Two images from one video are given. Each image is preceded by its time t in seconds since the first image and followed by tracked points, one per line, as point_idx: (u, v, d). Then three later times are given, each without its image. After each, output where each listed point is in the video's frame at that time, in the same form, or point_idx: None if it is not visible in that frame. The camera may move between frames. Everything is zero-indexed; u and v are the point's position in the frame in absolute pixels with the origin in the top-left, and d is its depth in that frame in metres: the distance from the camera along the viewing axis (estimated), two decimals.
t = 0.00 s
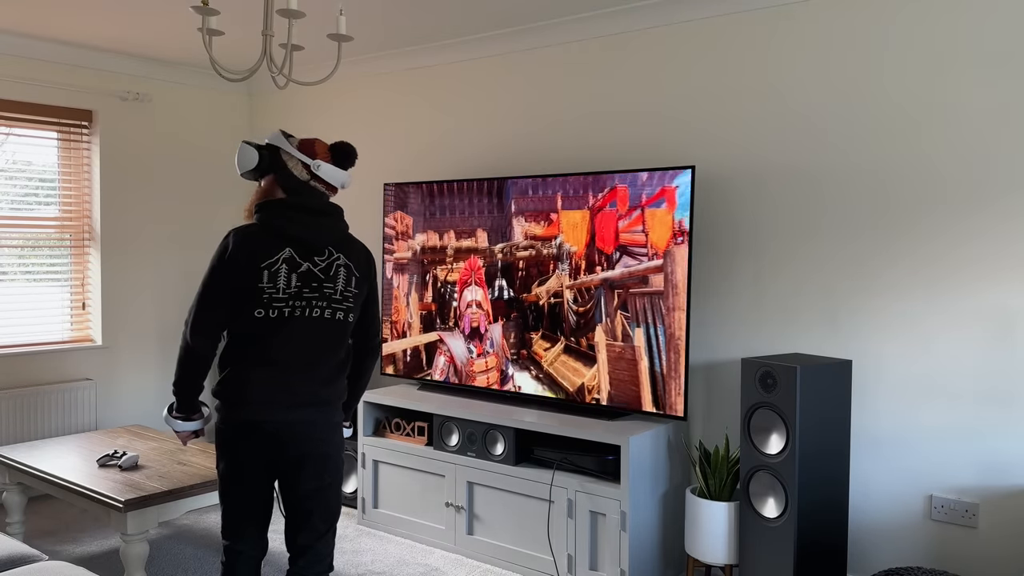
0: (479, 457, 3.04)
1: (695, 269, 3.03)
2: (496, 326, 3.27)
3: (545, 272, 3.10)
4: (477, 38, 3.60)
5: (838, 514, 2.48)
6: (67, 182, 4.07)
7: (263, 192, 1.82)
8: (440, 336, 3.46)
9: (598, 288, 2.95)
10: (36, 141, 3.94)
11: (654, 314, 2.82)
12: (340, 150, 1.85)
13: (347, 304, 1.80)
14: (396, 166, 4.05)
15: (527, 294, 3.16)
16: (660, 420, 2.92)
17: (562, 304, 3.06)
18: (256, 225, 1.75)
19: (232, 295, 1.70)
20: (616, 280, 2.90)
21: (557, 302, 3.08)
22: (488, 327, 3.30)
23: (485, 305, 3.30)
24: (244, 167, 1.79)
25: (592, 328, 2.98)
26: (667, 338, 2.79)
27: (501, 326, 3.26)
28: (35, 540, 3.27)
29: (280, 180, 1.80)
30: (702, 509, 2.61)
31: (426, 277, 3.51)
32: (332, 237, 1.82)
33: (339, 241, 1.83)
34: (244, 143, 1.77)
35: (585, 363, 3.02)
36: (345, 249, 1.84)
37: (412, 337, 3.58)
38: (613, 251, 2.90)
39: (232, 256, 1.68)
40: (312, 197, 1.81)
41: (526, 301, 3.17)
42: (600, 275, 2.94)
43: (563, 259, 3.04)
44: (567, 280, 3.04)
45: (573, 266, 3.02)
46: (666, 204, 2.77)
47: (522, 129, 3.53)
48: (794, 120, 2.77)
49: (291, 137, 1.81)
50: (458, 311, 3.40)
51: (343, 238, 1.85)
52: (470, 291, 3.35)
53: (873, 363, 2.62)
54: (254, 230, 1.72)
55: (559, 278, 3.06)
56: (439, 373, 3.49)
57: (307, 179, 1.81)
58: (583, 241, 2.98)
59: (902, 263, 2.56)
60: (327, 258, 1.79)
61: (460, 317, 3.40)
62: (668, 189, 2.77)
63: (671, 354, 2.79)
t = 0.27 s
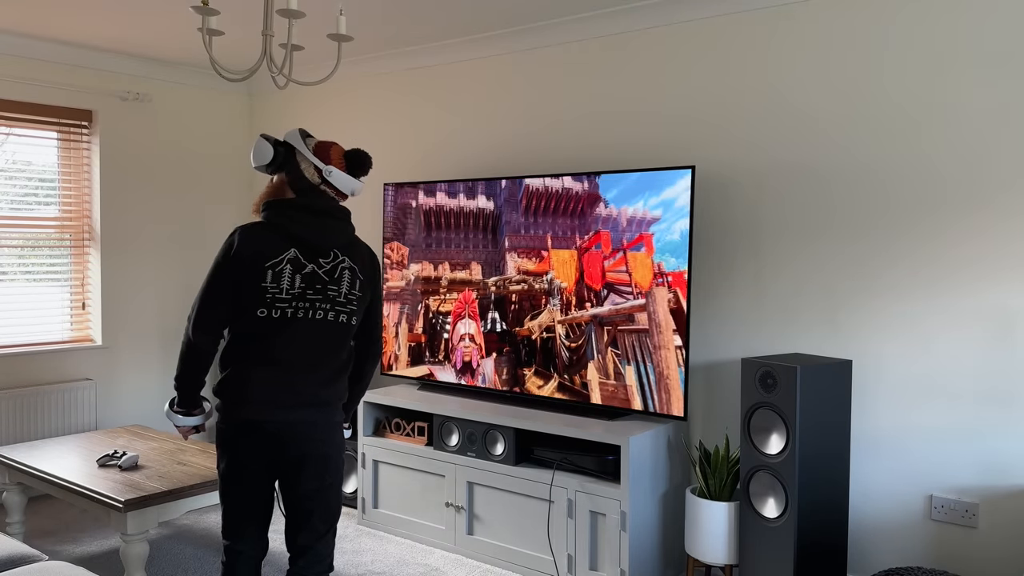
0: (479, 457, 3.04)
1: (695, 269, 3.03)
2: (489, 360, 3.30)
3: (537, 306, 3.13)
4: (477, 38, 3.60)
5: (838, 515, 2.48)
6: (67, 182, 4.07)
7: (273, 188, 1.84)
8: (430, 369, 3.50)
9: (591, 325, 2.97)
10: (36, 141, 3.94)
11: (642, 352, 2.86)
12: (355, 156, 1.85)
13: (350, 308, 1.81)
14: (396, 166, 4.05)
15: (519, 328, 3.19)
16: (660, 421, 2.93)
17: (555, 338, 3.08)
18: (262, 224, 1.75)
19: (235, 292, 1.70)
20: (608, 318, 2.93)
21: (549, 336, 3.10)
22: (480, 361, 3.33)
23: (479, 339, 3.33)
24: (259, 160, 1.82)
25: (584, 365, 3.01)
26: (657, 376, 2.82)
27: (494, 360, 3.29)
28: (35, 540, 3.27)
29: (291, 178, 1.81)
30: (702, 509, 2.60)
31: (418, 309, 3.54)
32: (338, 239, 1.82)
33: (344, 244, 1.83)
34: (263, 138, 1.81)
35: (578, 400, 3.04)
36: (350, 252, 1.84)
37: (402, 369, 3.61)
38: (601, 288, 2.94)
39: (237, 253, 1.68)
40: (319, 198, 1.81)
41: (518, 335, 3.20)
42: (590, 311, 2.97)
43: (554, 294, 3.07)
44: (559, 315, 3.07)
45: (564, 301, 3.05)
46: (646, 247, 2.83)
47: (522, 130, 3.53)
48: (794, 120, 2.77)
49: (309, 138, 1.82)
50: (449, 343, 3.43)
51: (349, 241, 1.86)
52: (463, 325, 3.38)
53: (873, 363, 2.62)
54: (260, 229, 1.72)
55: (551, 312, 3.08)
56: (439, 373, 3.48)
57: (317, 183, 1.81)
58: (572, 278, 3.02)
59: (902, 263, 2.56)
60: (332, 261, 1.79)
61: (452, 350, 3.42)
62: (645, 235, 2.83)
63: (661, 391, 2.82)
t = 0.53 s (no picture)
0: (479, 457, 3.04)
1: (695, 269, 3.03)
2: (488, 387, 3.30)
3: (537, 331, 3.14)
4: (477, 38, 3.59)
5: (838, 515, 2.48)
6: (67, 182, 4.07)
7: (284, 186, 1.82)
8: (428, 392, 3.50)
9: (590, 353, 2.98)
10: (36, 141, 3.94)
11: (643, 381, 2.86)
12: (368, 161, 1.85)
13: (355, 312, 1.81)
14: (396, 166, 4.05)
15: (519, 353, 3.20)
16: (660, 421, 2.93)
17: (554, 364, 3.09)
18: (269, 224, 1.75)
19: (240, 291, 1.70)
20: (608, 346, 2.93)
21: (548, 362, 3.11)
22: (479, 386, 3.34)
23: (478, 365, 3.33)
24: (272, 158, 1.79)
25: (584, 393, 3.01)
26: (659, 407, 2.82)
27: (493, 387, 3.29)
28: (34, 540, 3.27)
29: (303, 178, 1.80)
30: (702, 509, 2.60)
31: (416, 330, 3.55)
32: (345, 242, 1.83)
33: (351, 248, 1.84)
34: (278, 136, 1.77)
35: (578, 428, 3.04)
36: (357, 256, 1.84)
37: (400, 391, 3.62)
38: (600, 314, 2.95)
39: (243, 251, 1.69)
40: (327, 201, 1.80)
41: (518, 361, 3.21)
42: (589, 337, 2.98)
43: (553, 319, 3.08)
44: (558, 340, 3.08)
45: (564, 326, 3.06)
46: (642, 275, 2.85)
47: (522, 130, 3.53)
48: (794, 120, 2.77)
49: (324, 139, 1.81)
50: (448, 367, 3.43)
51: (356, 245, 1.87)
52: (462, 349, 3.38)
53: (874, 363, 2.61)
54: (268, 228, 1.73)
55: (550, 337, 3.09)
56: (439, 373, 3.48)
57: (328, 186, 1.80)
58: (572, 303, 3.03)
59: (902, 262, 2.56)
60: (338, 264, 1.80)
61: (450, 374, 3.43)
62: (641, 263, 2.85)
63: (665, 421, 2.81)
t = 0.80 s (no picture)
0: (479, 457, 3.04)
1: (695, 269, 3.03)
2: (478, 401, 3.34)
3: (527, 346, 3.17)
4: (477, 38, 3.59)
5: (838, 515, 2.48)
6: (67, 182, 4.07)
7: (293, 185, 1.83)
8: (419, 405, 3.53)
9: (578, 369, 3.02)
10: (36, 141, 3.94)
11: (629, 398, 2.90)
12: (377, 165, 1.84)
13: (358, 314, 1.81)
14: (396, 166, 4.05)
15: (509, 368, 3.23)
16: (660, 421, 2.93)
17: (544, 379, 3.12)
18: (274, 224, 1.75)
19: (243, 291, 1.70)
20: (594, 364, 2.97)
21: (538, 378, 3.14)
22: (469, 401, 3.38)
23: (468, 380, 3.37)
24: (283, 156, 1.81)
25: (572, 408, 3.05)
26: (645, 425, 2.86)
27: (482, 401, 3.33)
28: (34, 540, 3.27)
29: (310, 179, 1.81)
30: (702, 509, 2.60)
31: (406, 342, 3.58)
32: (349, 244, 1.82)
33: (356, 250, 1.83)
34: (290, 134, 1.79)
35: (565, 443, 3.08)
36: (361, 259, 1.84)
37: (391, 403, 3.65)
38: (587, 331, 2.98)
39: (247, 251, 1.69)
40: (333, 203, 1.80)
41: (507, 375, 3.24)
42: (578, 353, 3.01)
43: (543, 335, 3.11)
44: (547, 355, 3.11)
45: (553, 342, 3.09)
46: (625, 293, 2.89)
47: (522, 129, 3.53)
48: (795, 120, 2.77)
49: (335, 141, 1.82)
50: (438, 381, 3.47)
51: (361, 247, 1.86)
52: (452, 363, 3.42)
53: (874, 363, 2.61)
54: (272, 229, 1.73)
55: (540, 353, 3.13)
56: (439, 373, 3.48)
57: (335, 188, 1.81)
58: (561, 319, 3.06)
59: (902, 262, 2.56)
60: (341, 266, 1.79)
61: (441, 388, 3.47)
62: (624, 282, 2.89)
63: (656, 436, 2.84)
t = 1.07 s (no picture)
0: (479, 457, 3.04)
1: (695, 269, 3.03)
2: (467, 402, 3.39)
3: (516, 349, 3.20)
4: (477, 38, 3.59)
5: (838, 515, 2.48)
6: (67, 182, 4.07)
7: (298, 185, 1.84)
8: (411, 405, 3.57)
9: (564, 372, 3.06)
10: (36, 141, 3.94)
11: (613, 402, 2.94)
12: (379, 165, 1.80)
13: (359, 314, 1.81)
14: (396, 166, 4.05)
15: (498, 371, 3.27)
16: (660, 421, 2.93)
17: (532, 383, 3.16)
18: (276, 224, 1.75)
19: (245, 291, 1.70)
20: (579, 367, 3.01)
21: (526, 381, 3.18)
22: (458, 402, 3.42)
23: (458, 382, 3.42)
24: (288, 157, 1.82)
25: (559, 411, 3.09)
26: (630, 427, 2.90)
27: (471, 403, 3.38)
28: (34, 540, 3.27)
29: (314, 179, 1.81)
30: (702, 509, 2.61)
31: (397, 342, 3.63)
32: (351, 245, 1.82)
33: (357, 252, 1.83)
34: (296, 134, 1.80)
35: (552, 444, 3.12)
36: (363, 259, 1.83)
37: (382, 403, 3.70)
38: (574, 335, 3.02)
39: (248, 251, 1.69)
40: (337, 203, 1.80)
41: (496, 378, 3.28)
42: (565, 357, 3.05)
43: (532, 338, 3.15)
44: (536, 359, 3.14)
45: (542, 346, 3.12)
46: (611, 300, 2.93)
47: (522, 129, 3.53)
48: (795, 120, 2.77)
49: (339, 141, 1.81)
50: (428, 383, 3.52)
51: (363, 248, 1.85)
52: (442, 366, 3.46)
53: (874, 362, 2.61)
54: (273, 229, 1.73)
55: (529, 356, 3.16)
56: (439, 373, 3.48)
57: (338, 188, 1.80)
58: (550, 323, 3.09)
59: (901, 263, 2.56)
60: (342, 267, 1.79)
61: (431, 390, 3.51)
62: (610, 290, 2.93)
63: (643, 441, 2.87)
